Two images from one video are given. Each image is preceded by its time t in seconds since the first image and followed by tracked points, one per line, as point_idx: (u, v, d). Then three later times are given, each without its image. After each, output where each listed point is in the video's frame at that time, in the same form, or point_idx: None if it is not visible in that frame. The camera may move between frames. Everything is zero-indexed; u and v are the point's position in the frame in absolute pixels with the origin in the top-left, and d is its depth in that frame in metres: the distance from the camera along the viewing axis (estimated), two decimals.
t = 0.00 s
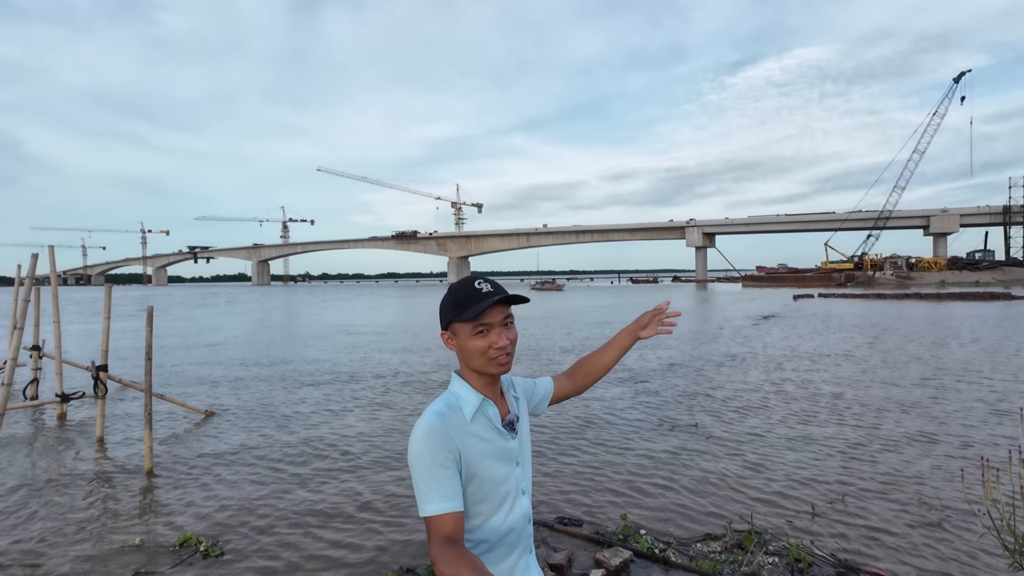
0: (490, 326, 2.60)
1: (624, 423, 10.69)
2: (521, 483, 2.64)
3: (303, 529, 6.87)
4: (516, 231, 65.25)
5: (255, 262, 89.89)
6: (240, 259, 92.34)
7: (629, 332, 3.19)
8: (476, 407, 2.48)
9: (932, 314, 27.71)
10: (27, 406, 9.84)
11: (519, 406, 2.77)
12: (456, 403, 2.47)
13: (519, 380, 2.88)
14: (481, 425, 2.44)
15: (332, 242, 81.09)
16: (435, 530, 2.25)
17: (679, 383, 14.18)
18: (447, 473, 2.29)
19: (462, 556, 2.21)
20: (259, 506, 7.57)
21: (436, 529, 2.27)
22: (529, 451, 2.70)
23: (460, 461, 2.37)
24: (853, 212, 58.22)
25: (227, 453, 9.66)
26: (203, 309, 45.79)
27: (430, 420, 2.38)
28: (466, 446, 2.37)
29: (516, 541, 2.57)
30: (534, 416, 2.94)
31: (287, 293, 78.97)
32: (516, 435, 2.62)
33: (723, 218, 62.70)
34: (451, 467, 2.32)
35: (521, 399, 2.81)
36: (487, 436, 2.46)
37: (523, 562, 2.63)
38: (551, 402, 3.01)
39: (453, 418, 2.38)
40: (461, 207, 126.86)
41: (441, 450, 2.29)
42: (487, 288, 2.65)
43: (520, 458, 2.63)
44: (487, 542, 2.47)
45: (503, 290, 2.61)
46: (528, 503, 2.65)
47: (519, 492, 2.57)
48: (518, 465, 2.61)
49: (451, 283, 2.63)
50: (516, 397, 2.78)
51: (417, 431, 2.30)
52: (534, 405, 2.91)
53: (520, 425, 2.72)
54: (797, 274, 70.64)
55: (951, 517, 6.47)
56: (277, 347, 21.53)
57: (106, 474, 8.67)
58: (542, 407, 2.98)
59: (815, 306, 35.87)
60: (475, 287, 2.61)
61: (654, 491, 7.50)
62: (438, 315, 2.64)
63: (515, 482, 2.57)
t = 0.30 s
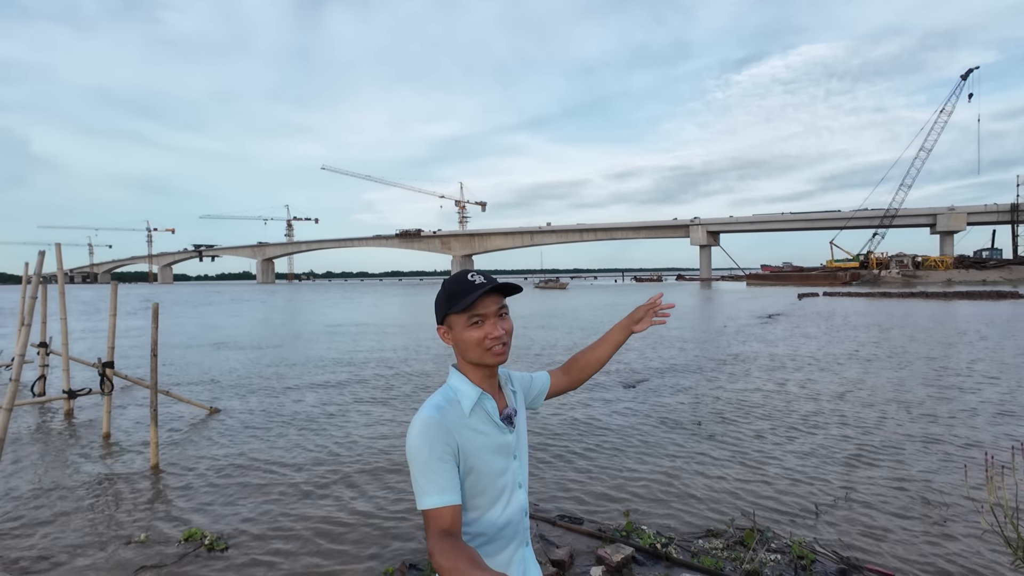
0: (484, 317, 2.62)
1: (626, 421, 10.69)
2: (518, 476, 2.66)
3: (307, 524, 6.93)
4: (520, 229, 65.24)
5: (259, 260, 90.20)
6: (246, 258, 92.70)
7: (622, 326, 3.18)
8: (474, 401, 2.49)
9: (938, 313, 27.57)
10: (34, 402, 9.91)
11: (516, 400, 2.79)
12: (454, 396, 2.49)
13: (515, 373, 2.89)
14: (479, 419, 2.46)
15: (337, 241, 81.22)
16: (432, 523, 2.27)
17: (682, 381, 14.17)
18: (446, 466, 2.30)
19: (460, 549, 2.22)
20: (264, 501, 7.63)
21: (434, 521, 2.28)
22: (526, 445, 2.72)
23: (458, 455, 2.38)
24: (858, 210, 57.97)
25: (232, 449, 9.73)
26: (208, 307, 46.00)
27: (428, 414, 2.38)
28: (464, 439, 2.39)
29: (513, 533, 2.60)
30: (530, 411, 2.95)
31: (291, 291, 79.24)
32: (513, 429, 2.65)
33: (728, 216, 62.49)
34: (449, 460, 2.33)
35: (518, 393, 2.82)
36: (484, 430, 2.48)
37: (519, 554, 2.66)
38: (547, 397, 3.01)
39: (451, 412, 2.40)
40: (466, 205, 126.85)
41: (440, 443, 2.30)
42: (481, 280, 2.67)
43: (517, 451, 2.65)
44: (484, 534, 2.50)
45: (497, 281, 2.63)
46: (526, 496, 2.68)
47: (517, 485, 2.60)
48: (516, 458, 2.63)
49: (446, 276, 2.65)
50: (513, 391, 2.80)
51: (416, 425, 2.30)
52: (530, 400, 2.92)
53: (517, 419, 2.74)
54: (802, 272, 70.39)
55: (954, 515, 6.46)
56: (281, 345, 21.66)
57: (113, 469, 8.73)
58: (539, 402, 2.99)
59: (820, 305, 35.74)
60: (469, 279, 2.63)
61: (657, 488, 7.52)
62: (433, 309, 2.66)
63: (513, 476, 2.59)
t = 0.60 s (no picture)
0: (493, 311, 2.63)
1: (631, 419, 10.66)
2: (517, 468, 2.67)
3: (312, 520, 6.98)
4: (525, 227, 65.17)
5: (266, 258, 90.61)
6: (253, 256, 93.12)
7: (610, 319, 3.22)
8: (473, 394, 2.50)
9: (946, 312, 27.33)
10: (44, 398, 10.01)
11: (515, 393, 2.79)
12: (453, 390, 2.50)
13: (514, 367, 2.90)
14: (477, 412, 2.47)
15: (342, 239, 81.41)
16: (431, 516, 2.27)
17: (687, 378, 14.13)
18: (445, 460, 2.31)
19: (458, 542, 2.23)
20: (270, 497, 7.70)
21: (432, 514, 2.29)
22: (525, 438, 2.72)
23: (457, 448, 2.38)
24: (866, 207, 57.48)
25: (239, 445, 9.80)
26: (215, 305, 46.26)
27: (427, 407, 2.39)
28: (463, 433, 2.39)
29: (511, 527, 2.61)
30: (528, 405, 2.95)
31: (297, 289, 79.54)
32: (512, 421, 2.65)
33: (735, 214, 62.17)
34: (448, 454, 2.34)
35: (517, 386, 2.83)
36: (483, 422, 2.49)
37: (518, 547, 2.67)
38: (546, 392, 3.02)
39: (449, 405, 2.40)
40: (471, 204, 126.85)
41: (439, 437, 2.31)
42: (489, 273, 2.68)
43: (516, 444, 2.66)
44: (483, 527, 2.51)
45: (507, 276, 2.65)
46: (525, 489, 2.69)
47: (516, 477, 2.60)
48: (515, 451, 2.64)
49: (454, 267, 2.63)
50: (512, 384, 2.80)
51: (415, 419, 2.31)
52: (529, 394, 2.92)
53: (516, 412, 2.75)
54: (809, 270, 69.92)
55: (960, 513, 6.41)
56: (287, 342, 21.77)
57: (121, 465, 8.82)
58: (536, 397, 3.00)
59: (826, 303, 35.50)
60: (479, 272, 2.63)
61: (660, 485, 7.51)
62: (438, 300, 2.64)
63: (512, 468, 2.60)
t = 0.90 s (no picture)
0: (505, 312, 2.63)
1: (636, 417, 10.63)
2: (514, 466, 2.68)
3: (317, 516, 7.03)
4: (531, 225, 65.08)
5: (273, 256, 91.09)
6: (260, 254, 93.63)
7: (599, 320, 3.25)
8: (470, 392, 2.51)
9: (957, 310, 27.05)
10: (54, 394, 10.14)
11: (510, 391, 2.80)
12: (450, 388, 2.50)
13: (509, 365, 2.90)
14: (474, 410, 2.47)
15: (349, 236, 81.70)
16: (427, 515, 2.28)
17: (692, 377, 14.09)
18: (441, 459, 2.31)
19: (454, 541, 2.24)
20: (275, 493, 7.76)
21: (428, 513, 2.30)
22: (521, 435, 2.73)
23: (454, 446, 2.39)
24: (876, 205, 56.88)
25: (245, 442, 9.88)
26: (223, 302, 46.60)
27: (424, 406, 2.39)
28: (460, 432, 2.40)
29: (507, 524, 2.62)
30: (522, 404, 2.96)
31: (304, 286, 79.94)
32: (508, 419, 2.66)
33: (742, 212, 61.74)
34: (444, 453, 2.35)
35: (512, 384, 2.84)
36: (480, 420, 2.50)
37: (514, 545, 2.68)
38: (539, 391, 3.02)
39: (446, 404, 2.40)
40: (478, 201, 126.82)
41: (436, 436, 2.31)
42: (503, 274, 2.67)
43: (512, 441, 2.67)
44: (479, 526, 2.52)
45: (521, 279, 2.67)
46: (521, 486, 2.70)
47: (511, 475, 2.61)
48: (511, 449, 2.65)
49: (470, 263, 2.60)
50: (507, 382, 2.81)
51: (412, 418, 2.31)
52: (523, 392, 2.93)
53: (512, 410, 2.76)
54: (818, 268, 69.33)
55: (967, 514, 6.36)
56: (294, 340, 21.89)
57: (129, 460, 8.92)
58: (530, 395, 3.01)
59: (834, 301, 35.23)
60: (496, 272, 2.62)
61: (664, 484, 7.50)
62: (449, 295, 2.60)
63: (508, 466, 2.61)
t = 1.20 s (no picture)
0: (498, 317, 2.63)
1: (640, 416, 10.62)
2: (509, 470, 2.69)
3: (321, 512, 7.11)
4: (538, 222, 64.98)
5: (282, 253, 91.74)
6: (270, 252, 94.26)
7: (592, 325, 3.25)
8: (466, 395, 2.52)
9: (968, 308, 26.72)
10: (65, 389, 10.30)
11: (506, 394, 2.81)
12: (446, 391, 2.51)
13: (505, 369, 2.91)
14: (471, 413, 2.48)
15: (357, 234, 82.01)
16: (421, 519, 2.29)
17: (697, 375, 14.05)
18: (436, 463, 2.33)
19: (447, 544, 2.25)
20: (281, 489, 7.85)
21: (423, 517, 2.31)
22: (517, 438, 2.74)
23: (449, 449, 2.40)
24: (888, 202, 56.23)
25: (251, 438, 9.99)
26: (232, 299, 46.97)
27: (420, 408, 2.41)
28: (456, 435, 2.41)
29: (502, 528, 2.63)
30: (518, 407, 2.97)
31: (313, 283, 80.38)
32: (504, 422, 2.67)
33: (752, 209, 61.28)
34: (439, 456, 2.36)
35: (508, 388, 2.85)
36: (476, 424, 2.50)
37: (508, 549, 2.69)
38: (534, 395, 3.04)
39: (442, 407, 2.42)
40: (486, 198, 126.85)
41: (431, 439, 2.33)
42: (499, 280, 2.67)
43: (508, 445, 2.68)
44: (474, 529, 2.53)
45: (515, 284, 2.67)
46: (516, 490, 2.71)
47: (507, 479, 2.62)
48: (506, 452, 2.65)
49: (466, 267, 2.61)
50: (504, 386, 2.82)
51: (407, 420, 2.33)
52: (519, 395, 2.95)
53: (508, 413, 2.77)
54: (828, 266, 68.72)
55: (974, 517, 6.30)
56: (301, 337, 22.06)
57: (137, 456, 9.06)
58: (526, 399, 3.02)
59: (842, 299, 34.93)
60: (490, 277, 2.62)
61: (667, 484, 7.50)
62: (444, 298, 2.61)
63: (503, 470, 2.62)
